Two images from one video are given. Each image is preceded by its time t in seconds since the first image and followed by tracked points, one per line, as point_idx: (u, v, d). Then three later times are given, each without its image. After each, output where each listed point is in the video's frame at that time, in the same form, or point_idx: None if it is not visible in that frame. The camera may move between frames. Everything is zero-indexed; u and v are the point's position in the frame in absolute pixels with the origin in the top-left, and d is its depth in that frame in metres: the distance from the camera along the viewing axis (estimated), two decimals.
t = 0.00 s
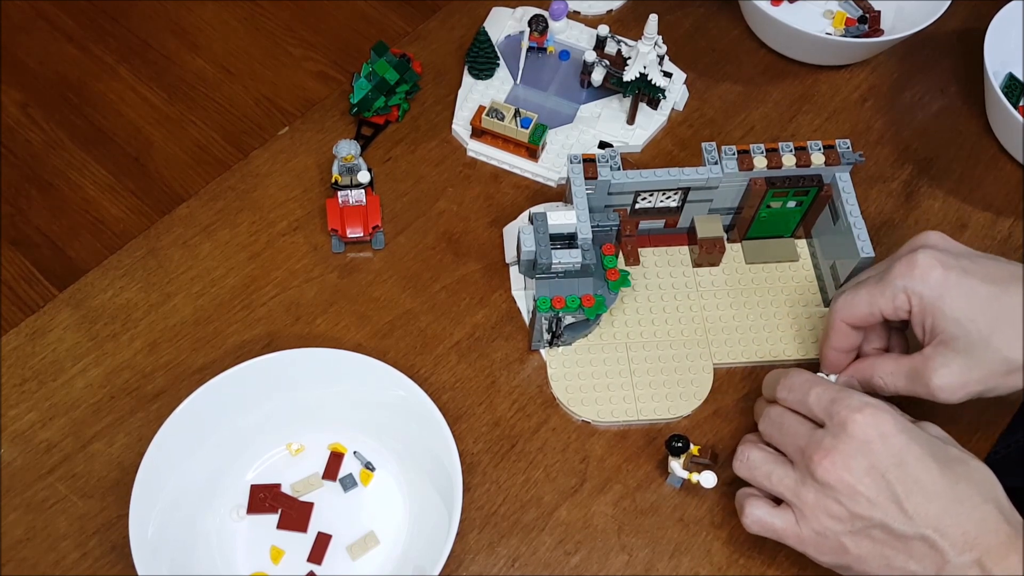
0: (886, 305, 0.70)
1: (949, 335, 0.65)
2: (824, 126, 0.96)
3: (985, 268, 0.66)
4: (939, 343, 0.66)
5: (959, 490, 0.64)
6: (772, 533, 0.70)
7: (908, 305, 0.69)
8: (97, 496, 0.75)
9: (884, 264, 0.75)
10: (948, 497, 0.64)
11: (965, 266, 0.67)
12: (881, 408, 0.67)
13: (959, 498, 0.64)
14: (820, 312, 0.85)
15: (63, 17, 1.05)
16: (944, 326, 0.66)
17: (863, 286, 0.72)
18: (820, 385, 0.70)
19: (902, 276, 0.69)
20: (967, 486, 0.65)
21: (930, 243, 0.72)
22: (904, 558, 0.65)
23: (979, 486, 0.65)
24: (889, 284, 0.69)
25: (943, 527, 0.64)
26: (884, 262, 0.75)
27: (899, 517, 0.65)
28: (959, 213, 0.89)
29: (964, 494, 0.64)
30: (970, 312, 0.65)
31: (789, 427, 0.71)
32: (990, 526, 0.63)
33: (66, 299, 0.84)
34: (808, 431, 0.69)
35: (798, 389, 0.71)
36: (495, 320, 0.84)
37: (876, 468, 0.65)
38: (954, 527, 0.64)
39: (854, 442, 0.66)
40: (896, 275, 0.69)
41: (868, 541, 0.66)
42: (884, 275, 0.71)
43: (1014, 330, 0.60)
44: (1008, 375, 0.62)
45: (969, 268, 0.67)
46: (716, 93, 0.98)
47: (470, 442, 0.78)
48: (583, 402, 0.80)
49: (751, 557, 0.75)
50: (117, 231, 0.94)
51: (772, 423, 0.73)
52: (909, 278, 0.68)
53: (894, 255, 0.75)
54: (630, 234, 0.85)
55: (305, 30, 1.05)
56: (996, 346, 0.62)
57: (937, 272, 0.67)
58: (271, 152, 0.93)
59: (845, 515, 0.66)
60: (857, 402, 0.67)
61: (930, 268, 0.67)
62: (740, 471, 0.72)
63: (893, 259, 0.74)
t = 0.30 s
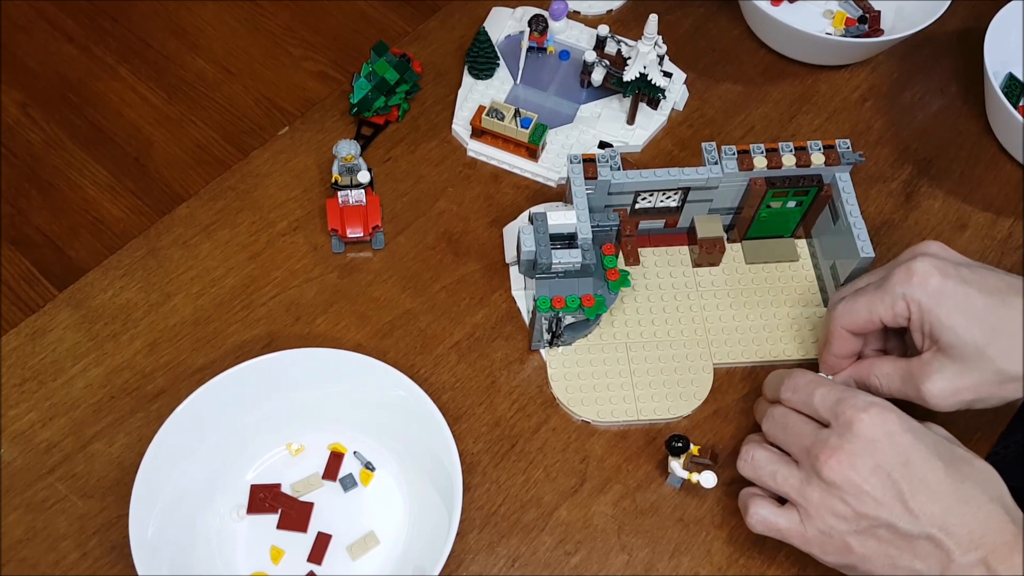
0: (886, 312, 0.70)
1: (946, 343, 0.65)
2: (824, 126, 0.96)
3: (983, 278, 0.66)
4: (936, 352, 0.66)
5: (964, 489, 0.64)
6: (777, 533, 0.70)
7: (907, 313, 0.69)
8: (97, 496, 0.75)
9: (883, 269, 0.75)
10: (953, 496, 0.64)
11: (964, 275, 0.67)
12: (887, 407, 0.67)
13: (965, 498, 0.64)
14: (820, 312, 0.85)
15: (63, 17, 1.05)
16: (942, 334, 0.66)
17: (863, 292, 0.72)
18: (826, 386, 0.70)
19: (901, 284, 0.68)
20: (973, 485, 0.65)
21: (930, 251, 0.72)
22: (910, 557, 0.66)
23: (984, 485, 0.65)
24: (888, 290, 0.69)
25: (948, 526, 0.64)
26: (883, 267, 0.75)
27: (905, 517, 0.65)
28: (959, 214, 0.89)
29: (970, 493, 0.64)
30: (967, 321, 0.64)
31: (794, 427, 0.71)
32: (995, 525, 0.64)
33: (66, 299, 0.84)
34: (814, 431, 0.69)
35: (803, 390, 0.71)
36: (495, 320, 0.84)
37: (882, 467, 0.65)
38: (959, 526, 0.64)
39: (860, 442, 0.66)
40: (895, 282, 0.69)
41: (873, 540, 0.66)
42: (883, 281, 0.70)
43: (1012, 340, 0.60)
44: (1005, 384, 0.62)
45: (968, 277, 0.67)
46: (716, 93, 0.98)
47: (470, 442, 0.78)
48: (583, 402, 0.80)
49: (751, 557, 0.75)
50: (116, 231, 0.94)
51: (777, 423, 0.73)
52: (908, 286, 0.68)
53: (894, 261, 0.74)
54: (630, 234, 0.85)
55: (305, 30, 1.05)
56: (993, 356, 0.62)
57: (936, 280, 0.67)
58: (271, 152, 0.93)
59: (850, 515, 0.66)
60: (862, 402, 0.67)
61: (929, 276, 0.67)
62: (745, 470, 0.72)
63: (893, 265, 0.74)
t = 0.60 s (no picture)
0: (880, 324, 0.70)
1: (943, 361, 0.65)
2: (824, 126, 0.96)
3: (983, 293, 0.65)
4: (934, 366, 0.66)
5: (971, 485, 0.64)
6: (780, 527, 0.70)
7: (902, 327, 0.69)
8: (96, 496, 0.75)
9: (881, 277, 0.74)
10: (959, 492, 0.64)
11: (962, 292, 0.66)
12: (894, 401, 0.67)
13: (972, 494, 0.64)
14: (821, 313, 0.85)
15: (63, 17, 1.05)
16: (938, 351, 0.65)
17: (859, 300, 0.72)
18: (831, 381, 0.70)
19: (896, 298, 0.68)
20: (979, 482, 0.65)
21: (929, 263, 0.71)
22: (915, 552, 0.65)
23: (991, 482, 0.65)
24: (883, 305, 0.69)
25: (955, 521, 0.64)
26: (882, 274, 0.75)
27: (911, 510, 0.65)
28: (959, 214, 0.89)
29: (976, 489, 0.64)
30: (965, 340, 0.64)
31: (799, 422, 0.71)
32: (1002, 521, 0.63)
33: (67, 299, 0.84)
34: (819, 424, 0.69)
35: (809, 384, 0.71)
36: (495, 320, 0.84)
37: (888, 461, 0.65)
38: (966, 522, 0.64)
39: (867, 434, 0.66)
40: (891, 297, 0.68)
41: (878, 534, 0.66)
42: (879, 293, 0.70)
43: (1012, 357, 0.61)
44: (1007, 401, 0.63)
45: (967, 292, 0.66)
46: (716, 93, 0.98)
47: (470, 442, 0.78)
48: (583, 402, 0.80)
49: (751, 557, 0.75)
50: (116, 231, 0.94)
51: (782, 418, 0.73)
52: (903, 302, 0.67)
53: (891, 271, 0.74)
54: (629, 234, 0.85)
55: (305, 30, 1.05)
56: (993, 375, 0.62)
57: (932, 298, 0.66)
58: (271, 152, 0.93)
59: (855, 507, 0.66)
60: (868, 397, 0.67)
61: (924, 292, 0.66)
62: (750, 463, 0.72)
63: (892, 273, 0.73)
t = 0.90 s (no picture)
0: (901, 340, 0.69)
1: (973, 370, 0.65)
2: (824, 126, 0.96)
3: (1004, 297, 0.65)
4: (963, 374, 0.66)
5: (988, 469, 0.64)
6: (790, 508, 0.69)
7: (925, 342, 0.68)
8: (96, 496, 0.75)
9: (898, 286, 0.73)
10: (976, 475, 0.64)
11: (979, 299, 0.65)
12: (911, 384, 0.66)
13: (987, 479, 0.64)
14: (821, 313, 0.85)
15: (63, 17, 1.05)
16: (967, 362, 0.66)
17: (879, 315, 0.71)
18: (843, 367, 0.70)
19: (916, 316, 0.68)
20: (997, 468, 0.64)
21: (943, 269, 0.70)
22: (927, 534, 0.65)
23: (1007, 469, 0.65)
24: (902, 324, 0.69)
25: (970, 502, 0.64)
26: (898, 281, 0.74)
27: (927, 490, 0.64)
28: (959, 214, 0.89)
29: (993, 474, 0.64)
30: (991, 348, 0.64)
31: (808, 406, 0.70)
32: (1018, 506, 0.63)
33: (67, 299, 0.84)
34: (831, 406, 0.69)
35: (821, 370, 0.71)
36: (495, 320, 0.84)
37: (905, 443, 0.65)
38: (981, 503, 0.63)
39: (883, 414, 0.65)
40: (911, 315, 0.68)
41: (891, 514, 0.65)
42: (898, 309, 0.69)
43: None
44: None
45: (987, 299, 0.65)
46: (716, 93, 0.98)
47: (470, 442, 0.78)
48: (583, 402, 0.80)
49: (751, 557, 0.75)
50: (117, 231, 0.94)
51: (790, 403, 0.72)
52: (923, 319, 0.67)
53: (908, 279, 0.73)
54: (629, 234, 0.85)
55: (305, 30, 1.05)
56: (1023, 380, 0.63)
57: (953, 313, 0.66)
58: (271, 152, 0.93)
59: (870, 487, 0.65)
60: (884, 381, 0.67)
61: (946, 308, 0.66)
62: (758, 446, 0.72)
63: (908, 280, 0.73)
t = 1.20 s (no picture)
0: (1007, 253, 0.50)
1: None
2: (824, 126, 0.96)
3: None
4: None
5: None
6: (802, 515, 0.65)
7: None
8: (96, 496, 0.75)
9: None
10: None
11: None
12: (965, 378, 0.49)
13: None
14: (821, 312, 0.85)
15: (63, 17, 1.05)
16: None
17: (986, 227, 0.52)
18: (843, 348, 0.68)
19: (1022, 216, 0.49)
20: None
21: None
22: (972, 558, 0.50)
23: None
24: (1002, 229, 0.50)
25: None
26: None
27: (983, 520, 0.47)
28: (959, 214, 0.89)
29: None
30: None
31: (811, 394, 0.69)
32: None
33: (67, 299, 0.84)
34: (861, 409, 0.55)
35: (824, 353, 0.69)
36: (495, 320, 0.84)
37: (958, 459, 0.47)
38: None
39: (930, 420, 0.49)
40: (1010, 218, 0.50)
41: (940, 546, 0.51)
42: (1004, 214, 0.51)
43: None
44: None
45: None
46: (716, 93, 0.98)
47: (470, 442, 0.78)
48: (583, 402, 0.80)
49: (751, 557, 0.75)
50: (116, 230, 0.94)
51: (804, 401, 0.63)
52: None
53: None
54: (629, 234, 0.85)
55: (305, 30, 1.05)
56: None
57: None
58: (271, 152, 0.93)
59: (910, 512, 0.51)
60: (929, 375, 0.51)
61: None
62: (786, 436, 0.71)
63: None
